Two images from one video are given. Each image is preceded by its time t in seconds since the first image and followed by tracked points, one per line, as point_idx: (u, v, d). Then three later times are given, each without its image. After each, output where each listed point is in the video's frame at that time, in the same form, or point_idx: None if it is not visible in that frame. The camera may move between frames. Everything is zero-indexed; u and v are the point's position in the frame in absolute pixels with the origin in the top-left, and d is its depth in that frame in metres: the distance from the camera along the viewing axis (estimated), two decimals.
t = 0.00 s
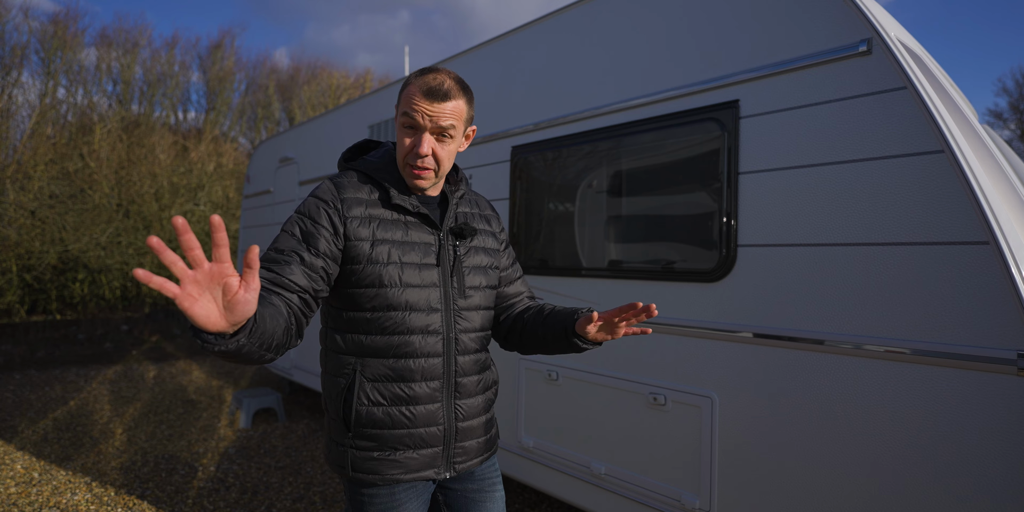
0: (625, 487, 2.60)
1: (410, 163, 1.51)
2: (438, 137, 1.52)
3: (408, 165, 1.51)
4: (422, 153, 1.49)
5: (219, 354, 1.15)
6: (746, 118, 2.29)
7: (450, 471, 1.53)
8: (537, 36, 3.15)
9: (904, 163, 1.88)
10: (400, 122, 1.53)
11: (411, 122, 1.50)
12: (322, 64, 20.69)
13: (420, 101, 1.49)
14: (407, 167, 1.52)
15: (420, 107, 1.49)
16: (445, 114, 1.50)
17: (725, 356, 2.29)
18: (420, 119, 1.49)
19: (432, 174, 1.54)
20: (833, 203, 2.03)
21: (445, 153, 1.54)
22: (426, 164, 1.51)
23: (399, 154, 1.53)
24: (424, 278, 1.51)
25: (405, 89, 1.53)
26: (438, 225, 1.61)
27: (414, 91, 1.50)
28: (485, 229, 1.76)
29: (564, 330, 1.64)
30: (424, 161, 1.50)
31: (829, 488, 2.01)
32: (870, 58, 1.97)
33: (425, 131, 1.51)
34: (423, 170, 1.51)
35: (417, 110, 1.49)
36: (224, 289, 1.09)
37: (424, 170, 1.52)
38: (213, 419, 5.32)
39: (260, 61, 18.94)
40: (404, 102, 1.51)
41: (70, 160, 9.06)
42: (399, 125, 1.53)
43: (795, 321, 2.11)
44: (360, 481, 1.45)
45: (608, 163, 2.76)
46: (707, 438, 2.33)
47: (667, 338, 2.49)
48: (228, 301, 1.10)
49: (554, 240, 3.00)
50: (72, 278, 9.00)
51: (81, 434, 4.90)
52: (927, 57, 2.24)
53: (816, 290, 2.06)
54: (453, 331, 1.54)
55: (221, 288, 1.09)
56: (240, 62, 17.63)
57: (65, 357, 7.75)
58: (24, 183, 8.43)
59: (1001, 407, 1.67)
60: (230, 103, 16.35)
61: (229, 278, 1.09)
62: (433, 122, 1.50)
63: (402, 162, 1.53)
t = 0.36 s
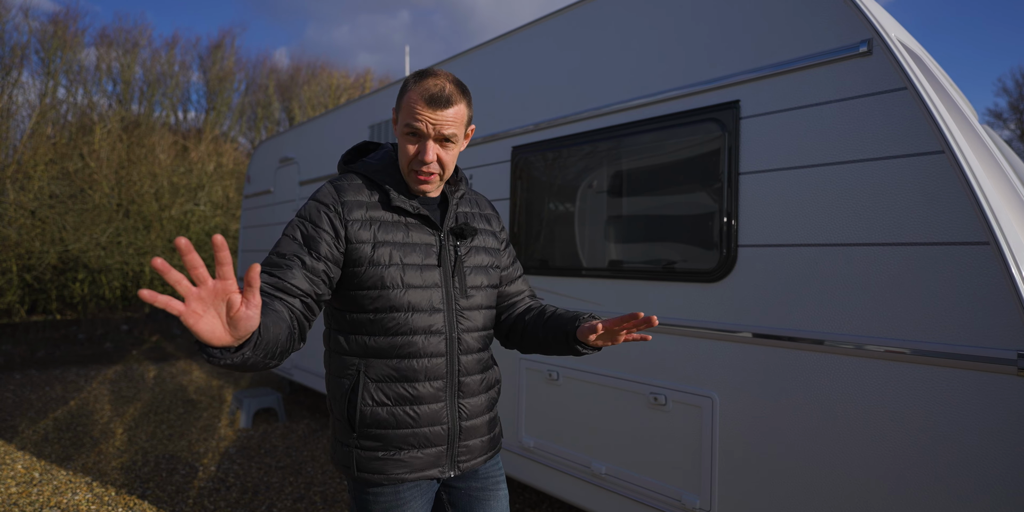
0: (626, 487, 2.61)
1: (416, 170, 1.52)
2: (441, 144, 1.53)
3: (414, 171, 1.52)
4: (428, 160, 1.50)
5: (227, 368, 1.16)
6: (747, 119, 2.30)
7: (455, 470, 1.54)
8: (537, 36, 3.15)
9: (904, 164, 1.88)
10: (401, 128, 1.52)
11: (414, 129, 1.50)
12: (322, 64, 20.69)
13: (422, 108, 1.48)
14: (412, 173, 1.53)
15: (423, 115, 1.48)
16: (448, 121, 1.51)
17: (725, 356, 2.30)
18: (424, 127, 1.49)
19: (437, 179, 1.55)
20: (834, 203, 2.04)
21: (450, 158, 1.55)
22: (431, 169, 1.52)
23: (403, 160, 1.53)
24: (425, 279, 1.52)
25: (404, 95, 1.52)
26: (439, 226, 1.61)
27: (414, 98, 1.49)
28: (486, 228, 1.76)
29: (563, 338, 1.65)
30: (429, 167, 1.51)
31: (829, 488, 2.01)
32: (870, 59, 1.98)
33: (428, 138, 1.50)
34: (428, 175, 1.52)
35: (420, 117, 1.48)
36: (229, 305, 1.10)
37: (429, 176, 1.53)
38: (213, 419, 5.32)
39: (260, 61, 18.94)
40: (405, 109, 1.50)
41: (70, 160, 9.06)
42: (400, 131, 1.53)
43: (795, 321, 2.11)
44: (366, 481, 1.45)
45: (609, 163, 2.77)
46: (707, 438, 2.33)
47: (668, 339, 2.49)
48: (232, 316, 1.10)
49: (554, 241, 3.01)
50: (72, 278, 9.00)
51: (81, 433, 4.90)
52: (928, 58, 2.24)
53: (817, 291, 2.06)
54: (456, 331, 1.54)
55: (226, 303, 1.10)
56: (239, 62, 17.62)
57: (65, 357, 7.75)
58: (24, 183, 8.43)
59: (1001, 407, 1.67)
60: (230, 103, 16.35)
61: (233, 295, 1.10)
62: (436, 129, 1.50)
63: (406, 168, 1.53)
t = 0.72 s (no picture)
0: (626, 487, 2.61)
1: (401, 162, 1.53)
2: (423, 133, 1.53)
3: (400, 164, 1.53)
4: (412, 151, 1.51)
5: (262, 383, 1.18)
6: (747, 118, 2.29)
7: (460, 468, 1.54)
8: (537, 35, 3.15)
9: (904, 163, 1.88)
10: (382, 124, 1.53)
11: (394, 123, 1.50)
12: (323, 64, 20.70)
13: (400, 100, 1.49)
14: (398, 166, 1.54)
15: (401, 107, 1.49)
16: (427, 110, 1.51)
17: (725, 356, 2.30)
18: (403, 119, 1.50)
19: (424, 169, 1.56)
20: (834, 202, 2.03)
21: (434, 147, 1.56)
22: (417, 160, 1.53)
23: (387, 154, 1.54)
24: (422, 277, 1.52)
25: (380, 90, 1.52)
26: (432, 223, 1.61)
27: (389, 92, 1.49)
28: (481, 222, 1.76)
29: (521, 387, 1.65)
30: (415, 158, 1.52)
31: (829, 487, 2.01)
32: (870, 58, 1.98)
33: (409, 129, 1.51)
34: (415, 166, 1.54)
35: (398, 110, 1.49)
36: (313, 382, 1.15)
37: (415, 167, 1.54)
38: (213, 419, 5.32)
39: (260, 61, 18.94)
40: (383, 105, 1.51)
41: (70, 160, 9.06)
42: (381, 127, 1.53)
43: (795, 320, 2.11)
44: (371, 481, 1.46)
45: (609, 162, 2.76)
46: (708, 438, 2.33)
47: (668, 338, 2.49)
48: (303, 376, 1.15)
49: (554, 240, 3.01)
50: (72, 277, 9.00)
51: (81, 433, 4.89)
52: (928, 57, 2.24)
53: (817, 289, 2.06)
54: (455, 327, 1.54)
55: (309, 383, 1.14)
56: (240, 62, 17.62)
57: (65, 357, 7.75)
58: (24, 183, 8.43)
59: (1001, 405, 1.68)
60: (230, 103, 16.34)
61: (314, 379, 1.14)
62: (415, 120, 1.51)
63: (392, 163, 1.55)
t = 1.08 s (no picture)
0: (627, 487, 2.61)
1: (368, 183, 1.49)
2: (386, 151, 1.49)
3: (367, 185, 1.50)
4: (376, 171, 1.47)
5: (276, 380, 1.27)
6: (748, 118, 2.30)
7: (463, 466, 1.55)
8: (538, 36, 3.15)
9: (904, 164, 1.88)
10: (346, 144, 1.49)
11: (355, 144, 1.46)
12: (323, 64, 20.71)
13: (356, 120, 1.44)
14: (367, 186, 1.51)
15: (359, 128, 1.44)
16: (387, 126, 1.46)
17: (726, 356, 2.30)
18: (363, 139, 1.45)
19: (394, 187, 1.52)
20: (834, 203, 2.04)
21: (400, 163, 1.51)
22: (383, 180, 1.49)
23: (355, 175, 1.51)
24: (412, 285, 1.51)
25: (339, 109, 1.48)
26: (421, 228, 1.61)
27: (346, 112, 1.44)
28: (473, 217, 1.74)
29: (530, 370, 1.66)
30: (381, 178, 1.48)
31: (829, 487, 2.01)
32: (870, 59, 1.98)
33: (371, 149, 1.47)
34: (383, 186, 1.49)
35: (356, 132, 1.44)
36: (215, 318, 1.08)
37: (384, 186, 1.50)
38: (213, 419, 5.32)
39: (260, 61, 18.95)
40: (343, 126, 1.46)
41: (71, 160, 9.06)
42: (346, 147, 1.50)
43: (796, 320, 2.11)
44: (377, 481, 1.47)
45: (609, 162, 2.77)
46: (708, 438, 2.33)
47: (668, 338, 2.50)
48: (221, 323, 1.09)
49: (554, 241, 3.02)
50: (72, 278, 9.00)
51: (81, 433, 4.90)
52: (927, 58, 2.25)
53: (817, 290, 2.07)
54: (450, 332, 1.53)
55: (207, 317, 1.07)
56: (240, 62, 17.63)
57: (66, 357, 7.76)
58: (24, 183, 8.43)
59: (1001, 405, 1.68)
60: (230, 103, 16.35)
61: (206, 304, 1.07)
62: (375, 139, 1.46)
63: (361, 183, 1.51)
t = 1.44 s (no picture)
0: (626, 487, 2.61)
1: (381, 177, 1.49)
2: (404, 147, 1.48)
3: (380, 179, 1.49)
4: (392, 167, 1.46)
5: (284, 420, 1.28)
6: (748, 118, 2.29)
7: (457, 470, 1.54)
8: (538, 36, 3.15)
9: (904, 164, 1.88)
10: (362, 136, 1.47)
11: (374, 137, 1.45)
12: (323, 63, 20.70)
13: (379, 113, 1.43)
14: (379, 181, 1.50)
15: (380, 121, 1.43)
16: (407, 123, 1.45)
17: (726, 356, 2.30)
18: (383, 133, 1.44)
19: (406, 184, 1.52)
20: (835, 203, 2.03)
21: (416, 161, 1.51)
22: (398, 176, 1.48)
23: (368, 169, 1.50)
24: (412, 285, 1.51)
25: (360, 100, 1.46)
26: (422, 229, 1.60)
27: (369, 103, 1.43)
28: (474, 220, 1.74)
29: (520, 380, 1.65)
30: (395, 174, 1.48)
31: (829, 487, 2.01)
32: (871, 59, 1.98)
33: (390, 144, 1.46)
34: (396, 182, 1.49)
35: (377, 124, 1.43)
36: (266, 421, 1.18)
37: (397, 182, 1.49)
38: (213, 419, 5.32)
39: (260, 61, 18.94)
40: (363, 117, 1.45)
41: (71, 160, 9.06)
42: (361, 139, 1.48)
43: (796, 321, 2.11)
44: (369, 484, 1.46)
45: (609, 163, 2.77)
46: (708, 438, 2.33)
47: (668, 338, 2.50)
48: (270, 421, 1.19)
49: (554, 241, 3.01)
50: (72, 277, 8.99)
51: (81, 433, 4.89)
52: (928, 58, 2.24)
53: (818, 290, 2.06)
54: (448, 334, 1.53)
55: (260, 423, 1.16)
56: (240, 62, 17.63)
57: (65, 357, 7.75)
58: (24, 183, 8.42)
59: (1001, 405, 1.68)
60: (229, 103, 16.35)
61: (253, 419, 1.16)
62: (396, 134, 1.45)
63: (373, 177, 1.50)
